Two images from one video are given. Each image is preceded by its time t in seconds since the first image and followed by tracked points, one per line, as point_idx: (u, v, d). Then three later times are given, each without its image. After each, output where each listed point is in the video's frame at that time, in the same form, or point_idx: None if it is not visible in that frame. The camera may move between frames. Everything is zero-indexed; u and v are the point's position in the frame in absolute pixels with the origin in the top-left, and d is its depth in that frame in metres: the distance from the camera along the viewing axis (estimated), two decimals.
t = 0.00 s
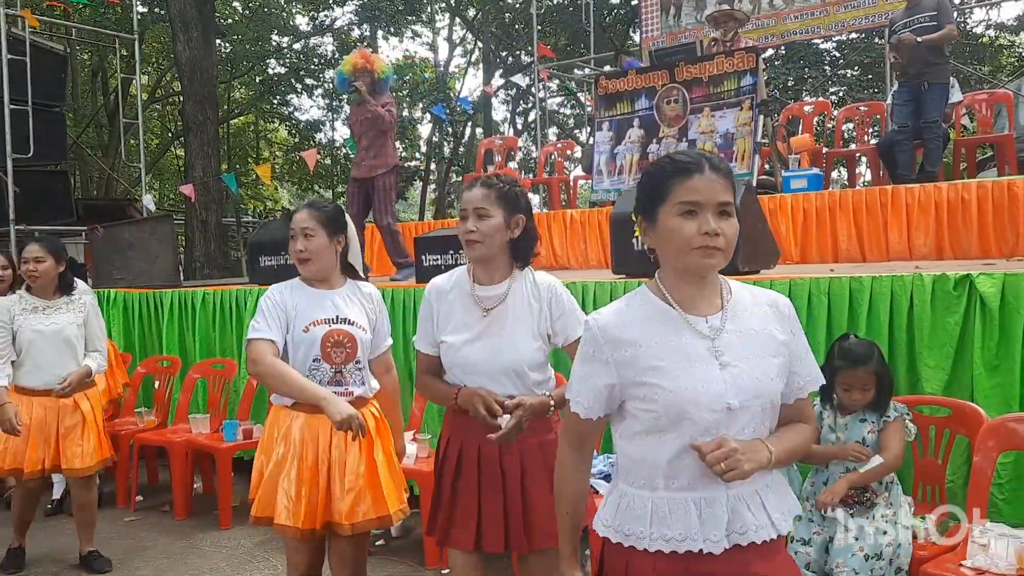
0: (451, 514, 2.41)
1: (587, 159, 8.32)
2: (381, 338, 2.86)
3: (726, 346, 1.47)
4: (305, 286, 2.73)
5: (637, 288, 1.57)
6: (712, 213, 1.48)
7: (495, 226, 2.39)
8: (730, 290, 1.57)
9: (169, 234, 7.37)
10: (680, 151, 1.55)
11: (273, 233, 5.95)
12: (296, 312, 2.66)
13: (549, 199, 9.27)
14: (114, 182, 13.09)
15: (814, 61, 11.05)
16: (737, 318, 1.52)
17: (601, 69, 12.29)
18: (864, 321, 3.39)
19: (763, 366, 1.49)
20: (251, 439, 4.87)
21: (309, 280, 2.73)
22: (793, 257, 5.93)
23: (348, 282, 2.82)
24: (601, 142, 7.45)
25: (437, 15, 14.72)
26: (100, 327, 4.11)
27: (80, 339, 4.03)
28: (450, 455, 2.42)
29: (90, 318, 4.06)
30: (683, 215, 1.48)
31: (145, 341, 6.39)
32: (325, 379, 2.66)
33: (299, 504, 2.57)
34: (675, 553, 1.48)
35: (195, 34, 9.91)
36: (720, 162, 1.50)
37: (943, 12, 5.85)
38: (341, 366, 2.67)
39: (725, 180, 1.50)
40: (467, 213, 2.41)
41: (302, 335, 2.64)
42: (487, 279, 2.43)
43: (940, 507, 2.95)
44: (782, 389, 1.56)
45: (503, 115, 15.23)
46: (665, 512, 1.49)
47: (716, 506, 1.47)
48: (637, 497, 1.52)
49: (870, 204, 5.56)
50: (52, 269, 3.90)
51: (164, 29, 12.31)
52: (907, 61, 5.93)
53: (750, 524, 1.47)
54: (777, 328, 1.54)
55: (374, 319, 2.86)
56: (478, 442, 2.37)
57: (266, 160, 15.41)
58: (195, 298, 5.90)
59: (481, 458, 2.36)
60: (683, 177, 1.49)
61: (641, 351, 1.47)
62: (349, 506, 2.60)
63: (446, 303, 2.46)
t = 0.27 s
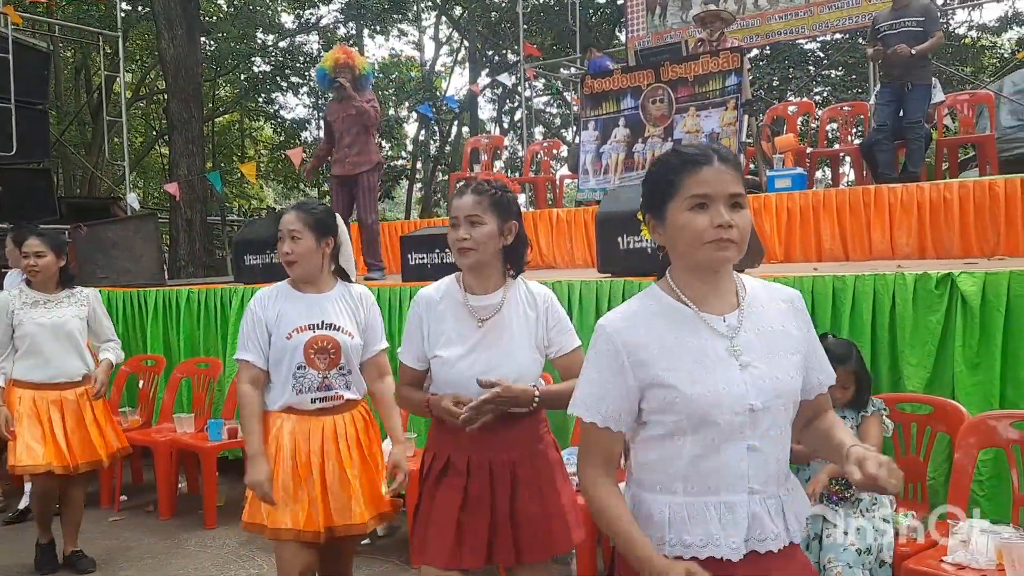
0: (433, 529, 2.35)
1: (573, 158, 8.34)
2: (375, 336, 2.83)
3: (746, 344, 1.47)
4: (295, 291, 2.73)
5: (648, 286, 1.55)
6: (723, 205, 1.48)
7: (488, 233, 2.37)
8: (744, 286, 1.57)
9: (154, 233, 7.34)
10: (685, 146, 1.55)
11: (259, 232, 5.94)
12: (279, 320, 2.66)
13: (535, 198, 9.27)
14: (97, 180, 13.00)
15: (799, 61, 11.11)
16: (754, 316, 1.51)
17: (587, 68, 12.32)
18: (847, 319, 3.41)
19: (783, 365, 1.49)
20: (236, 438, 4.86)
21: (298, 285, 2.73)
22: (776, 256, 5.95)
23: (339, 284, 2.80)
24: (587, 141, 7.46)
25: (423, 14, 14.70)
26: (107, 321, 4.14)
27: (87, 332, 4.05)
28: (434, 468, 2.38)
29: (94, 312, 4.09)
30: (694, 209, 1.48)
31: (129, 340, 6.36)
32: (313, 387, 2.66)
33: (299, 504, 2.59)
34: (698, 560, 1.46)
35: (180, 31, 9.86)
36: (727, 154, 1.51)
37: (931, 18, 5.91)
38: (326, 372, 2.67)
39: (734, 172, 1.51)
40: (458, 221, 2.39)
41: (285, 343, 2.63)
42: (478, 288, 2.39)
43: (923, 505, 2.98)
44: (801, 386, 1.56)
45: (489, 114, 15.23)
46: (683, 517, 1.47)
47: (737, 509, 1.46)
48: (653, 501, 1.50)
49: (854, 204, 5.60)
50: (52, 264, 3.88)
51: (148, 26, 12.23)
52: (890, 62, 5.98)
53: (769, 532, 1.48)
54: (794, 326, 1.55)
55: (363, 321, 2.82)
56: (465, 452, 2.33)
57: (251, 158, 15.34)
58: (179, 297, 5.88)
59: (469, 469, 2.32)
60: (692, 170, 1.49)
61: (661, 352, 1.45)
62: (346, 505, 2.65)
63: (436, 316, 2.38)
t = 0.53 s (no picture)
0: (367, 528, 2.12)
1: (550, 157, 8.35)
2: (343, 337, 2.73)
3: (779, 353, 1.46)
4: (269, 299, 2.73)
5: (678, 285, 1.52)
6: (754, 200, 1.43)
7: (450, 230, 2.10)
8: (772, 292, 1.56)
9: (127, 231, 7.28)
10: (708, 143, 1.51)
11: (233, 231, 5.90)
12: (251, 332, 2.68)
13: (512, 198, 9.28)
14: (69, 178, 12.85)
15: (773, 62, 11.20)
16: (785, 322, 1.51)
17: (562, 67, 12.34)
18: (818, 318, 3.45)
19: (810, 372, 1.50)
20: (211, 439, 4.82)
21: (272, 293, 2.73)
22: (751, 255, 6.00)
23: (315, 286, 2.80)
24: (563, 140, 7.48)
25: (399, 12, 14.65)
26: (83, 334, 4.10)
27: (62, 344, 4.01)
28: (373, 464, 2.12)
29: (70, 325, 4.04)
30: (727, 208, 1.43)
31: (102, 340, 6.30)
32: (287, 399, 2.67)
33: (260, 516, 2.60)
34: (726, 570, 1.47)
35: (153, 28, 9.77)
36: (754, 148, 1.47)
37: (901, 20, 5.97)
38: (301, 383, 2.67)
39: (761, 165, 1.47)
40: (415, 214, 2.09)
41: (257, 355, 2.66)
42: (431, 283, 2.11)
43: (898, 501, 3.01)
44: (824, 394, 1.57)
45: (465, 113, 15.21)
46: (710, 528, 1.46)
47: (766, 520, 1.45)
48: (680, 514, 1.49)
49: (827, 204, 5.66)
50: (33, 273, 3.89)
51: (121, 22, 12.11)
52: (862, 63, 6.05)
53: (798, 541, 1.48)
54: (814, 332, 1.55)
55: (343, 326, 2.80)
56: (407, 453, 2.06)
57: (226, 156, 15.23)
58: (153, 297, 5.83)
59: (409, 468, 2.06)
60: (720, 167, 1.45)
61: (698, 353, 1.41)
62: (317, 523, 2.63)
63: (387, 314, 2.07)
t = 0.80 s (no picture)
0: (324, 531, 2.09)
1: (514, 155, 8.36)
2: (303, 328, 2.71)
3: (788, 345, 1.43)
4: (229, 287, 2.71)
5: (681, 274, 1.46)
6: (769, 197, 1.38)
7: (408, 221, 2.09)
8: (773, 285, 1.54)
9: (84, 229, 7.16)
10: (720, 130, 1.44)
11: (194, 229, 5.83)
12: (209, 316, 2.66)
13: (476, 196, 9.27)
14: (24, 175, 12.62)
15: (734, 63, 11.32)
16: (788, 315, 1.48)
17: (526, 66, 12.37)
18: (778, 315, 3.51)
19: (813, 365, 1.47)
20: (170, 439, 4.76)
21: (233, 279, 2.71)
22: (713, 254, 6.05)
23: (278, 274, 2.78)
24: (527, 139, 7.49)
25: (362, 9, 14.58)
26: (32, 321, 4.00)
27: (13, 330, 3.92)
28: (328, 467, 2.08)
29: (21, 311, 3.96)
30: (737, 203, 1.38)
31: (58, 339, 6.19)
32: (250, 384, 2.62)
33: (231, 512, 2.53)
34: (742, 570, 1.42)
35: (111, 23, 9.62)
36: (770, 139, 1.42)
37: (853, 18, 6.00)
38: (260, 369, 2.62)
39: (777, 158, 1.41)
40: (378, 205, 2.05)
41: (214, 339, 2.63)
42: (386, 276, 2.08)
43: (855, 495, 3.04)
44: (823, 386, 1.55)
45: (429, 111, 15.18)
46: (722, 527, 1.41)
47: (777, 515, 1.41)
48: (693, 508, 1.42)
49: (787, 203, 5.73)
50: None
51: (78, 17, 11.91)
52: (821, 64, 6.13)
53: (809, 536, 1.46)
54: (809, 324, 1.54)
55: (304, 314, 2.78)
56: (361, 457, 2.03)
57: (186, 153, 15.04)
58: (111, 295, 5.74)
59: (367, 475, 2.03)
60: (733, 162, 1.38)
61: (714, 344, 1.35)
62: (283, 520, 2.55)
63: (345, 310, 2.02)
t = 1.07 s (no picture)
0: (299, 548, 2.04)
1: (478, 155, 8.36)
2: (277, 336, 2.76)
3: (772, 352, 1.43)
4: (197, 295, 2.66)
5: (667, 276, 1.47)
6: (757, 203, 1.38)
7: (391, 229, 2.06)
8: (761, 289, 1.53)
9: (40, 228, 7.04)
10: (713, 131, 1.45)
11: (154, 228, 5.76)
12: (183, 328, 2.59)
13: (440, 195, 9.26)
14: None
15: (696, 64, 11.42)
16: (776, 321, 1.47)
17: (490, 65, 12.36)
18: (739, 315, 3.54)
19: (800, 376, 1.47)
20: (130, 441, 4.70)
21: (202, 287, 2.67)
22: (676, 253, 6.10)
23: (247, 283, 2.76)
24: (492, 138, 7.49)
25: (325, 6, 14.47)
26: None
27: None
28: (306, 480, 2.06)
29: None
30: (726, 209, 1.38)
31: (13, 340, 6.07)
32: (221, 402, 2.63)
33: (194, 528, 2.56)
34: None
35: (67, 18, 9.45)
36: (763, 146, 1.42)
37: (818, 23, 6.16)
38: (235, 384, 2.63)
39: (768, 165, 1.41)
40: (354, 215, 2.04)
41: (192, 355, 2.58)
42: (366, 288, 2.07)
43: (811, 490, 3.01)
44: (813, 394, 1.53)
45: (393, 110, 15.11)
46: (699, 538, 1.41)
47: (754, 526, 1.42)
48: (668, 521, 1.43)
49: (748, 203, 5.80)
50: None
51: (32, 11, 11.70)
52: (781, 66, 6.21)
53: (786, 548, 1.47)
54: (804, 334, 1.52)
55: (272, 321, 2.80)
56: (346, 470, 2.00)
57: (145, 151, 14.83)
58: (68, 296, 5.65)
59: (343, 487, 2.00)
60: (726, 164, 1.39)
61: (688, 350, 1.36)
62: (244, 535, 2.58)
63: (326, 323, 2.02)
